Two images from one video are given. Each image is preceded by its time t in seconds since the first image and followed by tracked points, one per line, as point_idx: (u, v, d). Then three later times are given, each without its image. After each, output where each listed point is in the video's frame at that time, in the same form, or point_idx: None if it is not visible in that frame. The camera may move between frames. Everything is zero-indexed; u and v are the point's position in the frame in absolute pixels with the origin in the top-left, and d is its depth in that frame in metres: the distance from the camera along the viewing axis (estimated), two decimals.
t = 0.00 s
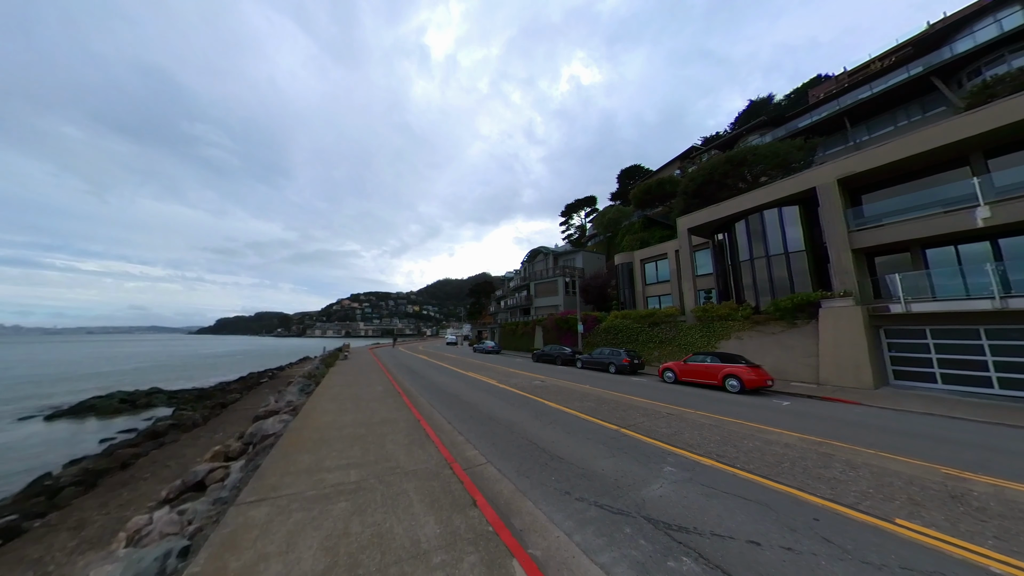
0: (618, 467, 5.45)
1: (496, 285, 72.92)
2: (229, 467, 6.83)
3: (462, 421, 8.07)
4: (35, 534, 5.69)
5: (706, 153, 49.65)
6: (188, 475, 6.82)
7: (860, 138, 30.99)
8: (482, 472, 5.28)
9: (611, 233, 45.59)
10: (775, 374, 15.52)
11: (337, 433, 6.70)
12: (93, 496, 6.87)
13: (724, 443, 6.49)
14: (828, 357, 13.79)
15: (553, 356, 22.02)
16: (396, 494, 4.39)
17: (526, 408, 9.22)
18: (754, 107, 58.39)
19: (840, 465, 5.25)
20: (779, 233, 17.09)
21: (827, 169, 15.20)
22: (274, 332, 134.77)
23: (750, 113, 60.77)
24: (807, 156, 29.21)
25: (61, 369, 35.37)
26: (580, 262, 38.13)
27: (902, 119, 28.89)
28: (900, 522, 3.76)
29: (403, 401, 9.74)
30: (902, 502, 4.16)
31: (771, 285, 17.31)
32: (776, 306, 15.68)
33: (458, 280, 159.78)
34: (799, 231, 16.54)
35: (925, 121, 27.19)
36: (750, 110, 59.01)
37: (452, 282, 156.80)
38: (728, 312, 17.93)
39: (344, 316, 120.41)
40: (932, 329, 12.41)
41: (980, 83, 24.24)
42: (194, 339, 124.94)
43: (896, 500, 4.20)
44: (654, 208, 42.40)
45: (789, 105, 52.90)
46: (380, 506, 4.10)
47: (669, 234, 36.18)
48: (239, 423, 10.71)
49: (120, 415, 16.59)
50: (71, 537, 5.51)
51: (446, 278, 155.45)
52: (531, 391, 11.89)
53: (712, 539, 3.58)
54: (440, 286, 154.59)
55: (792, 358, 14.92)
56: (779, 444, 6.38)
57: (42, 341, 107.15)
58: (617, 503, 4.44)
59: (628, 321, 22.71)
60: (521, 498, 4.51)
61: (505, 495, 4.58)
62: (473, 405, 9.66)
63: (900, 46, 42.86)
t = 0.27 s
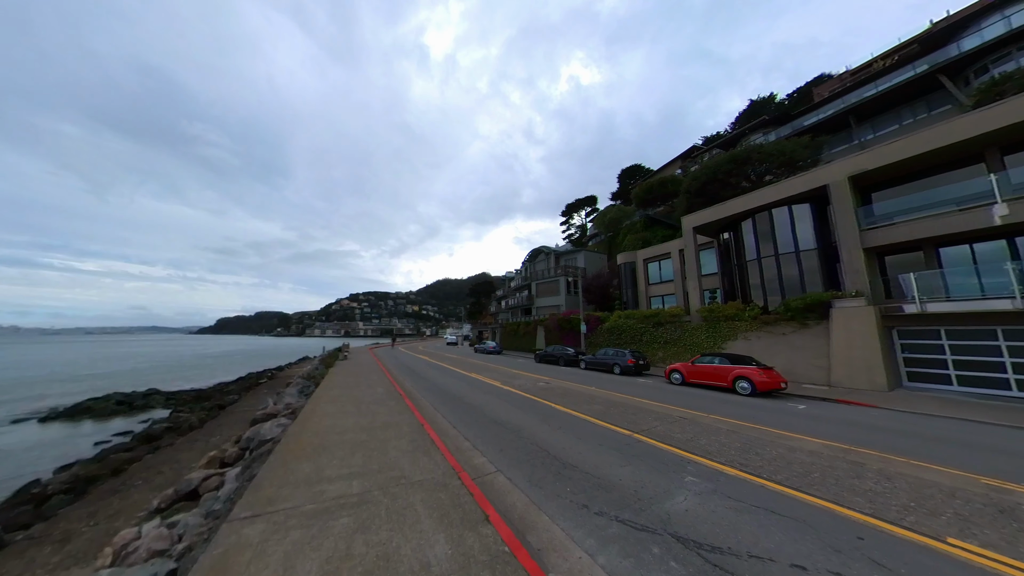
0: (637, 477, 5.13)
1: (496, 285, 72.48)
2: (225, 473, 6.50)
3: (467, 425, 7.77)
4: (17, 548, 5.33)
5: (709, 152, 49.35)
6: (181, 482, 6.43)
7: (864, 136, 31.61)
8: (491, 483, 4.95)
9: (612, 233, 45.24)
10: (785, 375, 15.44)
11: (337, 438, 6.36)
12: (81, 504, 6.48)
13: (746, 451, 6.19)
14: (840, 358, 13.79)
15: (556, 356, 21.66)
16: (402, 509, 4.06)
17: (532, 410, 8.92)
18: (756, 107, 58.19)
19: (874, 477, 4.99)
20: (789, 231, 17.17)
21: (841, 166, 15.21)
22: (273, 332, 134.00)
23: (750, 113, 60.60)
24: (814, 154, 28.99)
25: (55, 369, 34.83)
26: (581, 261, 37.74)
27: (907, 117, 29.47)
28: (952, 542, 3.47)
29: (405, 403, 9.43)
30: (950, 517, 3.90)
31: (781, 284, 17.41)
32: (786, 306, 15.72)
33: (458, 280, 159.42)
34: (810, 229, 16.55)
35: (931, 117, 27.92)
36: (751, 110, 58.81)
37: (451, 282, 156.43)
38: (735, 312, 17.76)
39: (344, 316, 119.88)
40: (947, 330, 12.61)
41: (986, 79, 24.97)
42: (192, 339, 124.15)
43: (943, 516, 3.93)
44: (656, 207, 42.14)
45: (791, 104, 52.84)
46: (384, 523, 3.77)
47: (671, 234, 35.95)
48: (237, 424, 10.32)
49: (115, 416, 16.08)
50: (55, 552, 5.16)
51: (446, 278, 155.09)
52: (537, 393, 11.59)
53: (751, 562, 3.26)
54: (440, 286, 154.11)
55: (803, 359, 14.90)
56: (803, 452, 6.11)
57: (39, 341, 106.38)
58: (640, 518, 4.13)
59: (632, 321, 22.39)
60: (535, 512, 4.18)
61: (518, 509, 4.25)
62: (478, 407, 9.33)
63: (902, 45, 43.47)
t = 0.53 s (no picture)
0: (655, 485, 4.88)
1: (495, 285, 72.19)
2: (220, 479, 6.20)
3: (472, 428, 7.49)
4: None
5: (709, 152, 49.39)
6: (173, 489, 6.08)
7: (869, 134, 32.67)
8: (502, 491, 4.67)
9: (612, 232, 45.05)
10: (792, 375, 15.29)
11: (338, 443, 6.06)
12: (66, 513, 6.11)
13: (764, 456, 5.95)
14: (848, 359, 13.71)
15: (558, 356, 21.39)
16: (409, 520, 3.78)
17: (538, 413, 8.64)
18: (755, 107, 58.27)
19: (905, 484, 4.77)
20: (795, 230, 17.07)
21: (849, 163, 15.15)
22: (271, 332, 133.25)
23: (749, 113, 60.75)
24: (817, 152, 28.93)
25: (48, 370, 34.24)
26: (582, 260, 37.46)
27: (912, 116, 30.52)
28: (1006, 557, 3.24)
29: (406, 405, 9.14)
30: (997, 527, 3.66)
31: (786, 284, 17.24)
32: (794, 306, 15.59)
33: (456, 280, 159.12)
34: (816, 228, 16.43)
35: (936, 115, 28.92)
36: (750, 110, 58.99)
37: (450, 282, 156.11)
38: (740, 312, 17.58)
39: (342, 316, 119.37)
40: (959, 329, 12.48)
41: (992, 77, 25.94)
42: (190, 339, 123.38)
43: (988, 526, 3.70)
44: (656, 207, 41.95)
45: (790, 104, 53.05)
46: (389, 538, 3.46)
47: (672, 233, 35.78)
48: (234, 427, 9.97)
49: (109, 418, 15.70)
50: (37, 565, 4.83)
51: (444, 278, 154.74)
52: (541, 394, 11.32)
53: None
54: (438, 286, 153.74)
55: (811, 359, 14.78)
56: (825, 456, 5.89)
57: (34, 341, 105.36)
58: (665, 531, 3.87)
59: (634, 321, 22.16)
60: (552, 524, 3.90)
61: (532, 519, 3.98)
62: (482, 409, 9.05)
63: (901, 47, 44.76)
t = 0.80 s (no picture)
0: (672, 492, 4.65)
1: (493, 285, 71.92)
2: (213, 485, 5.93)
3: (476, 432, 7.24)
4: None
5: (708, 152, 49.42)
6: (164, 497, 5.79)
7: (869, 134, 33.01)
8: (511, 499, 4.44)
9: (612, 232, 44.91)
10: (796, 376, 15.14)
11: (337, 448, 5.78)
12: (50, 523, 5.79)
13: (780, 459, 5.75)
14: (854, 359, 13.57)
15: (559, 357, 21.16)
16: (416, 533, 3.54)
17: (542, 415, 8.39)
18: (753, 108, 58.19)
19: (933, 491, 4.57)
20: (798, 228, 16.89)
21: (853, 162, 15.02)
22: (269, 332, 132.36)
23: (748, 114, 60.91)
24: (819, 152, 28.89)
25: (39, 372, 33.62)
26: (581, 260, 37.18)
27: (912, 115, 30.94)
28: None
29: (407, 408, 8.88)
30: None
31: (789, 284, 17.01)
32: (797, 305, 15.38)
33: (454, 280, 158.66)
34: (820, 226, 16.27)
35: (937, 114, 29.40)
36: (748, 111, 59.17)
37: (448, 282, 155.63)
38: (743, 312, 17.40)
39: (340, 316, 118.78)
40: (967, 329, 12.56)
41: (994, 77, 26.44)
42: (185, 339, 122.30)
43: None
44: (656, 207, 41.83)
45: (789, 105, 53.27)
46: (395, 554, 3.22)
47: (671, 233, 35.61)
48: (230, 430, 9.67)
49: (101, 420, 15.35)
50: None
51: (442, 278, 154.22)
52: (543, 395, 11.07)
53: None
54: (436, 286, 153.26)
55: (816, 360, 14.63)
56: (843, 460, 5.70)
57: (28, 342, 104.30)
58: (688, 544, 3.64)
59: (636, 322, 21.98)
60: (568, 538, 3.68)
61: (546, 532, 3.75)
62: (484, 412, 8.80)
63: (897, 49, 45.58)
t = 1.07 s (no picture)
0: (695, 500, 4.41)
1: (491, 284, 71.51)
2: (207, 492, 5.62)
3: (483, 435, 6.96)
4: None
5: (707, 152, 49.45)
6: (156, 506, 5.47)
7: (869, 134, 33.31)
8: (526, 508, 4.17)
9: (611, 232, 44.77)
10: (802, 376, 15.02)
11: (339, 453, 5.50)
12: (32, 535, 5.44)
13: (803, 463, 5.54)
14: (862, 359, 13.46)
15: (561, 357, 20.91)
16: (429, 547, 3.27)
17: (549, 417, 8.14)
18: (751, 108, 58.20)
19: (968, 497, 4.38)
20: (802, 227, 16.78)
21: (859, 160, 14.96)
22: (264, 332, 131.15)
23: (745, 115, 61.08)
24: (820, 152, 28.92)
25: (30, 373, 32.96)
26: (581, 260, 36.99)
27: (912, 116, 31.22)
28: None
29: (410, 409, 8.59)
30: None
31: (793, 283, 16.87)
32: (802, 305, 15.24)
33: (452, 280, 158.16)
34: (824, 225, 16.16)
35: (937, 114, 29.66)
36: (746, 111, 59.40)
37: (445, 282, 155.10)
38: (746, 311, 17.24)
39: (336, 316, 117.96)
40: (976, 329, 12.56)
41: (994, 77, 26.67)
42: (179, 340, 120.91)
43: None
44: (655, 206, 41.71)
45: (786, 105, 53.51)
46: (408, 571, 2.95)
47: (671, 233, 35.48)
48: (226, 433, 9.33)
49: (91, 423, 14.90)
50: None
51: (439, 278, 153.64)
52: (549, 396, 10.82)
53: None
54: (433, 286, 152.62)
55: (822, 360, 14.50)
56: (867, 463, 5.51)
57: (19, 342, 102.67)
58: (720, 556, 3.39)
59: (638, 321, 21.79)
60: (591, 551, 3.43)
61: (566, 545, 3.49)
62: (489, 413, 8.53)
63: (895, 50, 45.92)
